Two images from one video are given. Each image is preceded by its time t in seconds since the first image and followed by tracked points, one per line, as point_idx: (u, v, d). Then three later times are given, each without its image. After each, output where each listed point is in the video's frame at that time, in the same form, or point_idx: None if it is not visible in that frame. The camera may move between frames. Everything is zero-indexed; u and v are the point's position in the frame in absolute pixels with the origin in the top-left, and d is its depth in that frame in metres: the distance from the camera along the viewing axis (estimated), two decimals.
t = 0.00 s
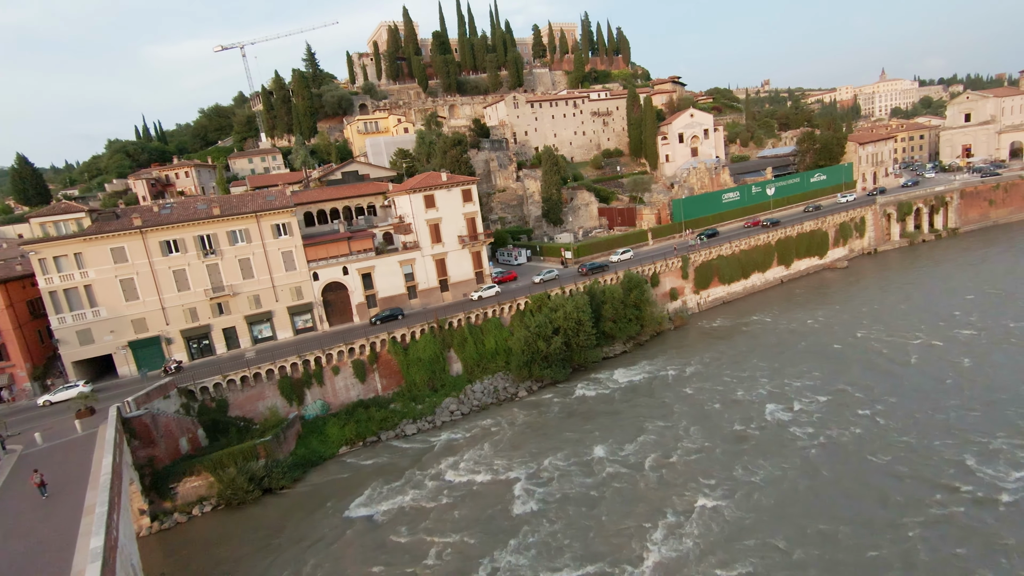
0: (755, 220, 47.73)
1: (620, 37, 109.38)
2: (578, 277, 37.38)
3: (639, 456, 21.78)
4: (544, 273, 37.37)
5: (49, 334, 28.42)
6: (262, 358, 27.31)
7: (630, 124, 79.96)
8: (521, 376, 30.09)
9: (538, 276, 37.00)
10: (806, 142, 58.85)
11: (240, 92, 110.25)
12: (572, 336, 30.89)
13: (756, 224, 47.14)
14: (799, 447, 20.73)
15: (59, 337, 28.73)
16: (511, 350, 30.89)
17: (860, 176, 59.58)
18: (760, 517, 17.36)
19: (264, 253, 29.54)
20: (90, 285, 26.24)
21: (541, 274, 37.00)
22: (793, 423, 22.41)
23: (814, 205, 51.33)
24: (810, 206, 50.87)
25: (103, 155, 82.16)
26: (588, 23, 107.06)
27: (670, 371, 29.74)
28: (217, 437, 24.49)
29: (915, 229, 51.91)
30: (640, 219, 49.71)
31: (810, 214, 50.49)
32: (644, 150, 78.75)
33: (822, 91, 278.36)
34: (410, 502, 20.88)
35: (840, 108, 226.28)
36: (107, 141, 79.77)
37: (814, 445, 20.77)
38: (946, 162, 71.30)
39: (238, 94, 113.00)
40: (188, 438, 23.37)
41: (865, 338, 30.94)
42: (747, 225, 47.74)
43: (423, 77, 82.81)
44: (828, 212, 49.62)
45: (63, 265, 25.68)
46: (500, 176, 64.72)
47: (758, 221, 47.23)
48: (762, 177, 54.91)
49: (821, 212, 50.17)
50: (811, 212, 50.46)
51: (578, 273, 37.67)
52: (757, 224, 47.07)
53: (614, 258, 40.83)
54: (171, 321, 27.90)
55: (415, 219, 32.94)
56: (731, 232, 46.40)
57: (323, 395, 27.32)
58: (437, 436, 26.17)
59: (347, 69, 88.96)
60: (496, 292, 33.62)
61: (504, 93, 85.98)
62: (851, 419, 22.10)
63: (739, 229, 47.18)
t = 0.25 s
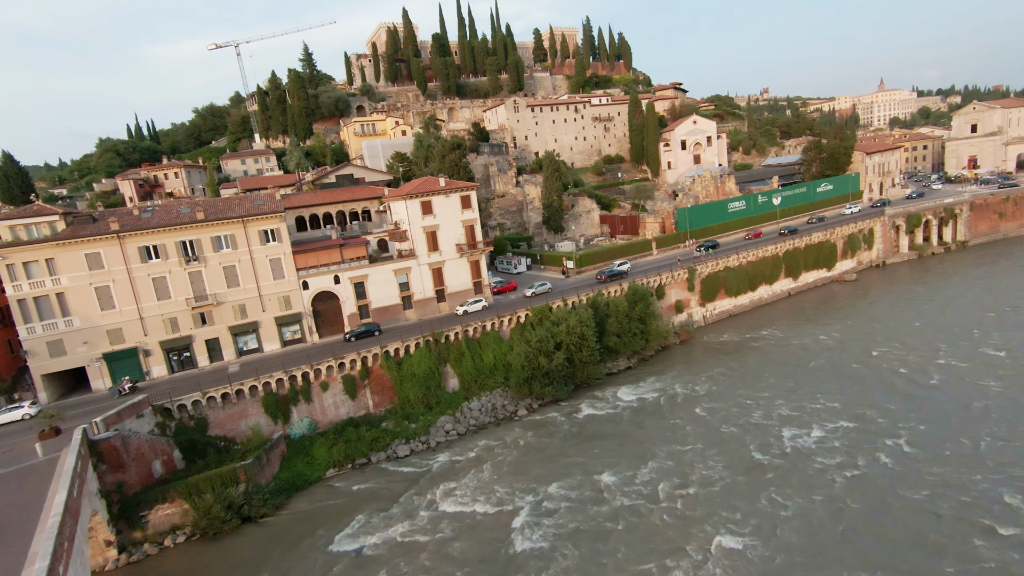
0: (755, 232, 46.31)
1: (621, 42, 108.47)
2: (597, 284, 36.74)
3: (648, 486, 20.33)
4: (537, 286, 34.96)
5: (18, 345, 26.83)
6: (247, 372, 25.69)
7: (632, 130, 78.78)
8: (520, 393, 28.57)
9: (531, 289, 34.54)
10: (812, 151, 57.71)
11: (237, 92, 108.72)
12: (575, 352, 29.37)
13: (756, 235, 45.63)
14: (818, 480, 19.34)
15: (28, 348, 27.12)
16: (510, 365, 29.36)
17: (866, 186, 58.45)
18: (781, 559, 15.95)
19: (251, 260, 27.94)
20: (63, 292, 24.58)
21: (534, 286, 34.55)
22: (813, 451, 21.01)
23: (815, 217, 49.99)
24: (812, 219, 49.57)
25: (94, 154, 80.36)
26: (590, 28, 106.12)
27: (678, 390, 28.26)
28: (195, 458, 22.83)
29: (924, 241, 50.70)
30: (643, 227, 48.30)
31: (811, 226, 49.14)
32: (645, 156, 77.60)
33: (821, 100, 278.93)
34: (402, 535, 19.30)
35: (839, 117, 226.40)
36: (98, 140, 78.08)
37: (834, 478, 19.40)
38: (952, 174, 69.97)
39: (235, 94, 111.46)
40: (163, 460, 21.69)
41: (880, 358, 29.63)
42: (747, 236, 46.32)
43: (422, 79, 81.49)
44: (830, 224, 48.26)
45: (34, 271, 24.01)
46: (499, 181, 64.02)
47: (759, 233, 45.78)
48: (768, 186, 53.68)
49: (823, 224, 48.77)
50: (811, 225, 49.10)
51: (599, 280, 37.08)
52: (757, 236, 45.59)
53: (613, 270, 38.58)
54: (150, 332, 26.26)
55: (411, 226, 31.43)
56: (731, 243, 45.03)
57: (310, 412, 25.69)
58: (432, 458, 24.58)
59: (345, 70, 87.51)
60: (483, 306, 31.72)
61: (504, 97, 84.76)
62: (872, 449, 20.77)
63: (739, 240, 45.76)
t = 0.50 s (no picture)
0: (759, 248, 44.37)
1: (624, 52, 107.55)
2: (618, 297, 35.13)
3: (663, 532, 18.61)
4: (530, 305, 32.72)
5: None
6: (227, 396, 23.85)
7: (635, 140, 77.48)
8: (521, 420, 26.77)
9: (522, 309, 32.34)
10: (821, 164, 56.53)
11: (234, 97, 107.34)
12: (580, 376, 27.59)
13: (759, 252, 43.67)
14: (853, 529, 17.63)
15: None
16: (510, 390, 27.60)
17: (876, 201, 57.08)
18: None
19: (236, 274, 26.23)
20: (30, 308, 22.76)
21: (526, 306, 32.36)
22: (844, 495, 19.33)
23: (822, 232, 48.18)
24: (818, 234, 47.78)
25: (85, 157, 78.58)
26: (592, 37, 105.24)
27: (688, 419, 26.60)
28: (167, 492, 20.97)
29: (937, 259, 49.20)
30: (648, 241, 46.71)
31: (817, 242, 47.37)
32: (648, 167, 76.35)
33: (821, 112, 279.34)
34: None
35: (839, 130, 226.34)
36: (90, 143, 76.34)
37: (867, 528, 17.70)
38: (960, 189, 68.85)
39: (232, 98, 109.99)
40: (130, 496, 19.82)
41: (904, 386, 27.95)
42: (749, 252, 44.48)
43: (422, 86, 80.20)
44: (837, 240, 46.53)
45: None
46: (499, 191, 62.80)
47: (762, 249, 43.75)
48: (776, 200, 52.24)
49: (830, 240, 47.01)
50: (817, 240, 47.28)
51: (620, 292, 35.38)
52: (760, 252, 43.63)
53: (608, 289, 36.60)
54: (125, 351, 24.45)
55: (408, 240, 29.77)
56: (731, 260, 43.29)
57: (295, 439, 23.86)
58: (426, 492, 22.75)
59: (344, 75, 86.18)
60: (467, 327, 29.64)
61: (505, 105, 83.53)
62: (905, 493, 19.15)
63: (741, 257, 43.99)
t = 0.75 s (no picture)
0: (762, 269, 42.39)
1: (624, 64, 106.74)
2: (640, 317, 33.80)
3: None
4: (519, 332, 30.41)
5: None
6: (202, 432, 21.82)
7: (636, 153, 76.20)
8: (521, 457, 24.82)
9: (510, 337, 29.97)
10: (828, 180, 55.06)
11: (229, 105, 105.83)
12: (585, 409, 25.63)
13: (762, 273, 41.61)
14: None
15: None
16: (510, 423, 25.67)
17: (884, 218, 55.70)
18: None
19: (216, 297, 24.35)
20: None
21: (516, 333, 30.05)
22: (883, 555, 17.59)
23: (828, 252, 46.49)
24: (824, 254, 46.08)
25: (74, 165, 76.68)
26: (593, 49, 104.43)
27: (703, 456, 24.78)
28: (130, 543, 18.92)
29: (950, 279, 47.69)
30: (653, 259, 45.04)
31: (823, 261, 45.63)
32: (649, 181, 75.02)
33: (818, 125, 280.34)
34: None
35: (837, 143, 226.79)
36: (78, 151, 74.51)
37: None
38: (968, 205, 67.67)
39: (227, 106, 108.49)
40: (85, 550, 17.94)
41: (931, 420, 26.26)
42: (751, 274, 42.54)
43: (420, 97, 78.88)
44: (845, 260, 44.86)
45: None
46: (498, 204, 61.39)
47: (765, 270, 41.76)
48: (783, 217, 50.75)
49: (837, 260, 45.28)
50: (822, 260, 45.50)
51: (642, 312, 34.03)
52: (764, 273, 41.62)
53: (602, 314, 34.21)
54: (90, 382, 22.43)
55: (402, 260, 27.97)
56: (732, 281, 41.37)
57: (275, 480, 21.84)
58: (419, 540, 20.74)
59: (341, 85, 84.74)
60: (448, 358, 27.32)
61: (504, 116, 82.28)
62: (950, 555, 17.39)
63: (741, 278, 42.07)
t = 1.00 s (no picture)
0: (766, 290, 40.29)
1: (623, 74, 105.77)
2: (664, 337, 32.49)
3: None
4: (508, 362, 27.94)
5: None
6: (168, 479, 19.64)
7: (636, 165, 74.74)
8: (522, 501, 22.73)
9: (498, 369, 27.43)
10: (836, 195, 53.17)
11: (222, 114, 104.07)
12: (592, 447, 23.58)
13: (766, 295, 39.46)
14: None
15: None
16: (510, 463, 23.61)
17: (893, 234, 54.22)
18: None
19: (189, 326, 22.29)
20: None
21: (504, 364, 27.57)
22: None
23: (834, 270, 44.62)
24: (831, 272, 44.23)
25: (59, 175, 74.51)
26: (591, 59, 103.36)
27: (720, 500, 22.83)
28: None
29: (964, 297, 46.08)
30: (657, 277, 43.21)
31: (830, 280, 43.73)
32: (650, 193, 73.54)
33: (814, 136, 281.13)
34: None
35: (833, 154, 227.14)
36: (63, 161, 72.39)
37: None
38: (974, 220, 66.41)
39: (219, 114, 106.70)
40: None
41: (964, 459, 24.46)
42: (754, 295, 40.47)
43: (416, 107, 77.30)
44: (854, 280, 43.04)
45: None
46: (496, 218, 59.76)
47: (770, 291, 39.65)
48: (791, 233, 49.07)
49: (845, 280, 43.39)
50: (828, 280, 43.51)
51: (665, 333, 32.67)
52: (768, 294, 39.47)
53: (597, 341, 31.79)
54: (46, 422, 20.25)
55: (394, 284, 26.02)
56: (735, 303, 39.33)
57: (250, 532, 19.67)
58: None
59: (335, 94, 83.06)
60: (426, 395, 24.83)
61: (502, 127, 80.83)
62: None
63: (743, 300, 40.06)
